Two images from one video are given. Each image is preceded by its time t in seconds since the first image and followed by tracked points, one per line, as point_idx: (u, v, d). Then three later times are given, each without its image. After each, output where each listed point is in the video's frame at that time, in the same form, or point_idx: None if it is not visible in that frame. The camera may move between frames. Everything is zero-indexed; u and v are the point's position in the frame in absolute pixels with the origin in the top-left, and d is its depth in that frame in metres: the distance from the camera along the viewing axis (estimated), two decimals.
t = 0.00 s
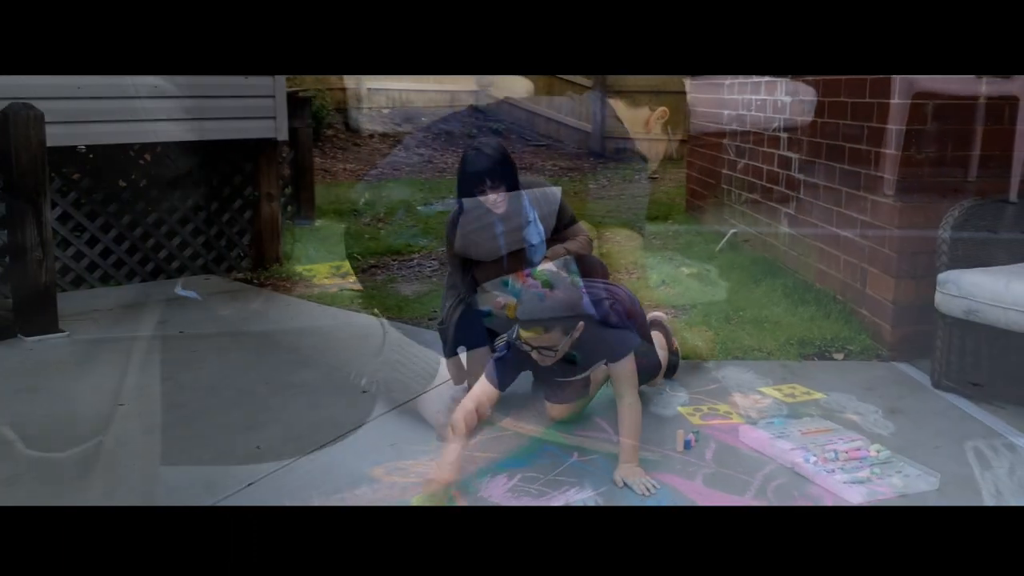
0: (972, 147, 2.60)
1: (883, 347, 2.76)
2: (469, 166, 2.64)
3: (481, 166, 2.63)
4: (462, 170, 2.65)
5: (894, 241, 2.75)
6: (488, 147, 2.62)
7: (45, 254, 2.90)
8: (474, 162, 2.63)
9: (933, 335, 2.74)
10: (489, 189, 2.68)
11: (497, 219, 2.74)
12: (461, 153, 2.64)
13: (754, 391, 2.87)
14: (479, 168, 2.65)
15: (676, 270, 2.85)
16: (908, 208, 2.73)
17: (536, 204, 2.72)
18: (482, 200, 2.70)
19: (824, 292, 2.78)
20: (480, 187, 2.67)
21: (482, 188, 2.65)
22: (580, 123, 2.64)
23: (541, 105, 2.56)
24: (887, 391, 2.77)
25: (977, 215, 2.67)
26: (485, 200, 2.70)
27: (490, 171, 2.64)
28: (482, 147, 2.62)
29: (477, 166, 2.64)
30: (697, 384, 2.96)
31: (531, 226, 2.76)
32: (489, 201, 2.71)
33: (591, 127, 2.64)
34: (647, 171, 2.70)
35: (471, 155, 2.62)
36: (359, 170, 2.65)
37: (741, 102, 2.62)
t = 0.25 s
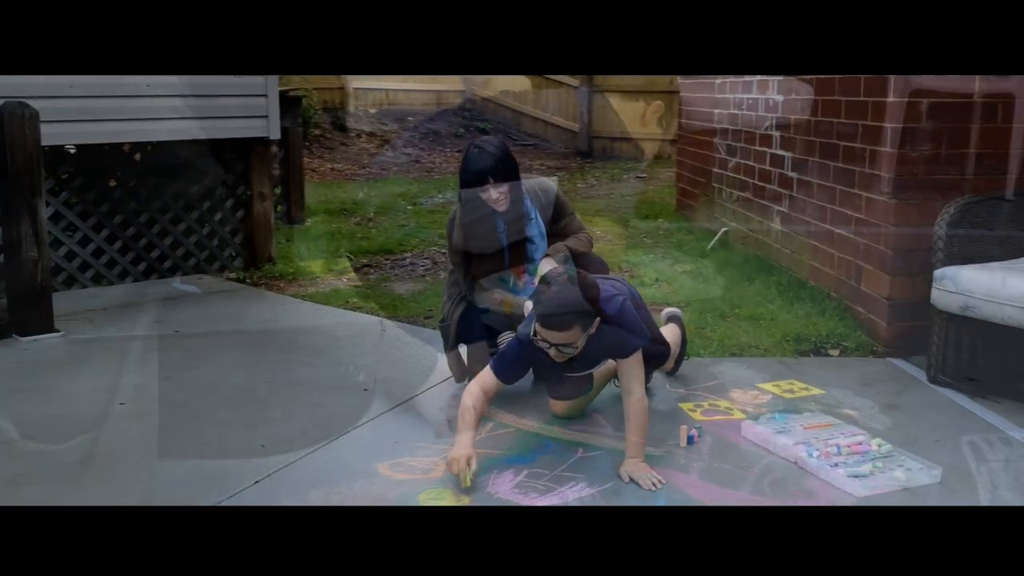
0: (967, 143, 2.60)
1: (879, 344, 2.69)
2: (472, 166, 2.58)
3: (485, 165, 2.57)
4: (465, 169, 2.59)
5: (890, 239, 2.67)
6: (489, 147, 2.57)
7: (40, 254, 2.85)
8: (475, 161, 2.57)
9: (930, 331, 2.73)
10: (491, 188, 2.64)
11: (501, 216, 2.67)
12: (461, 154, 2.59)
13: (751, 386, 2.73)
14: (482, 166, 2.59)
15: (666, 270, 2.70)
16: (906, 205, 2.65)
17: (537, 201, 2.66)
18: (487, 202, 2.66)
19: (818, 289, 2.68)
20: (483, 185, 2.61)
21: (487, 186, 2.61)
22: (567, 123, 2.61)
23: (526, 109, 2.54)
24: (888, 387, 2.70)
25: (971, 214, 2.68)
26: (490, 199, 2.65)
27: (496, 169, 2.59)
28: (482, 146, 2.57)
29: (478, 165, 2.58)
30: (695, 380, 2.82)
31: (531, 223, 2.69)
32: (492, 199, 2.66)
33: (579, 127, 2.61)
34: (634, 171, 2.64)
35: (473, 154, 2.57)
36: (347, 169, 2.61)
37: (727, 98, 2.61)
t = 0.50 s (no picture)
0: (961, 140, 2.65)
1: (873, 340, 2.77)
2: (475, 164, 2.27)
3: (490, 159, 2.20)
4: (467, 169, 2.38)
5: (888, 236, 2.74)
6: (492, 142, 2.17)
7: (34, 254, 3.01)
8: (478, 160, 2.29)
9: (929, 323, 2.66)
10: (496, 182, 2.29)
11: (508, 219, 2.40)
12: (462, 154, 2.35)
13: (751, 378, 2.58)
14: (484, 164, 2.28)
15: (662, 269, 2.75)
16: (902, 203, 2.70)
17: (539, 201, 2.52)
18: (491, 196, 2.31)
19: (812, 286, 2.69)
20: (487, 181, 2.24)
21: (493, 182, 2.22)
22: (552, 123, 2.32)
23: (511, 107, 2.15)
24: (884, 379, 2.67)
25: (964, 211, 2.74)
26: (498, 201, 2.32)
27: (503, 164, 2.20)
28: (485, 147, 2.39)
29: (482, 164, 2.27)
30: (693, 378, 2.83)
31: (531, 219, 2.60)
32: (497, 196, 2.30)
33: (563, 127, 2.36)
34: (620, 170, 2.53)
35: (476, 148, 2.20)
36: (331, 170, 2.37)
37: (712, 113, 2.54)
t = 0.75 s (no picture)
0: (954, 140, 2.97)
1: (870, 337, 3.15)
2: (474, 167, 2.02)
3: (488, 167, 2.01)
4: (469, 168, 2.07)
5: (884, 234, 3.05)
6: (490, 151, 2.00)
7: (31, 254, 2.99)
8: (479, 161, 2.02)
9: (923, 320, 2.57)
10: (498, 185, 2.04)
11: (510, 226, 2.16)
12: (465, 152, 2.05)
13: (749, 380, 2.52)
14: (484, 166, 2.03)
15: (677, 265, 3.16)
16: (898, 202, 3.01)
17: (543, 200, 2.25)
18: (491, 201, 2.08)
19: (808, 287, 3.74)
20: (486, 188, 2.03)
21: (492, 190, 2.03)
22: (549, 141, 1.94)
23: (504, 113, 3.59)
24: (885, 378, 2.59)
25: (961, 209, 2.74)
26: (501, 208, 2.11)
27: (503, 171, 2.02)
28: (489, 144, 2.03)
29: (482, 164, 2.02)
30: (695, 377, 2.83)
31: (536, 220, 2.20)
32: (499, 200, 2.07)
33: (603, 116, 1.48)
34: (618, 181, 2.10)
35: (474, 153, 2.01)
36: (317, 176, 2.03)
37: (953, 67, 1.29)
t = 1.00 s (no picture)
0: (951, 139, 2.99)
1: (868, 335, 3.17)
2: (479, 166, 2.01)
3: (494, 166, 2.01)
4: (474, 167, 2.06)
5: (881, 232, 3.07)
6: (495, 150, 1.99)
7: (27, 255, 2.96)
8: (485, 160, 2.01)
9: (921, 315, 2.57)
10: (503, 184, 2.03)
11: (515, 225, 2.16)
12: (470, 152, 2.05)
13: (750, 378, 2.53)
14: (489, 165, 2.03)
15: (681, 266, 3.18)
16: (895, 200, 3.03)
17: (546, 199, 2.25)
18: (496, 200, 2.07)
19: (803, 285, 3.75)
20: (492, 187, 2.02)
21: (497, 189, 2.02)
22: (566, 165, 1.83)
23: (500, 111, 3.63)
24: (884, 375, 2.60)
25: (958, 207, 2.75)
26: (505, 206, 2.10)
27: (508, 170, 2.01)
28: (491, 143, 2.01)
29: (488, 163, 2.01)
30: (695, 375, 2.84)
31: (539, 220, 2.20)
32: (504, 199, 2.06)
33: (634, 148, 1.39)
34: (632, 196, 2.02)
35: (479, 152, 2.01)
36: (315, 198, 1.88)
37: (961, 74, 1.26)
